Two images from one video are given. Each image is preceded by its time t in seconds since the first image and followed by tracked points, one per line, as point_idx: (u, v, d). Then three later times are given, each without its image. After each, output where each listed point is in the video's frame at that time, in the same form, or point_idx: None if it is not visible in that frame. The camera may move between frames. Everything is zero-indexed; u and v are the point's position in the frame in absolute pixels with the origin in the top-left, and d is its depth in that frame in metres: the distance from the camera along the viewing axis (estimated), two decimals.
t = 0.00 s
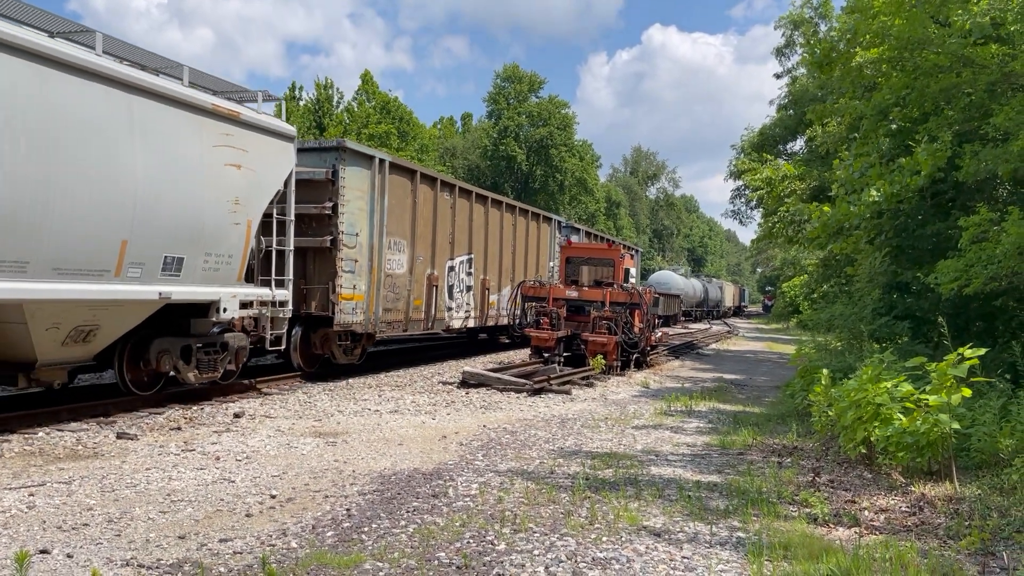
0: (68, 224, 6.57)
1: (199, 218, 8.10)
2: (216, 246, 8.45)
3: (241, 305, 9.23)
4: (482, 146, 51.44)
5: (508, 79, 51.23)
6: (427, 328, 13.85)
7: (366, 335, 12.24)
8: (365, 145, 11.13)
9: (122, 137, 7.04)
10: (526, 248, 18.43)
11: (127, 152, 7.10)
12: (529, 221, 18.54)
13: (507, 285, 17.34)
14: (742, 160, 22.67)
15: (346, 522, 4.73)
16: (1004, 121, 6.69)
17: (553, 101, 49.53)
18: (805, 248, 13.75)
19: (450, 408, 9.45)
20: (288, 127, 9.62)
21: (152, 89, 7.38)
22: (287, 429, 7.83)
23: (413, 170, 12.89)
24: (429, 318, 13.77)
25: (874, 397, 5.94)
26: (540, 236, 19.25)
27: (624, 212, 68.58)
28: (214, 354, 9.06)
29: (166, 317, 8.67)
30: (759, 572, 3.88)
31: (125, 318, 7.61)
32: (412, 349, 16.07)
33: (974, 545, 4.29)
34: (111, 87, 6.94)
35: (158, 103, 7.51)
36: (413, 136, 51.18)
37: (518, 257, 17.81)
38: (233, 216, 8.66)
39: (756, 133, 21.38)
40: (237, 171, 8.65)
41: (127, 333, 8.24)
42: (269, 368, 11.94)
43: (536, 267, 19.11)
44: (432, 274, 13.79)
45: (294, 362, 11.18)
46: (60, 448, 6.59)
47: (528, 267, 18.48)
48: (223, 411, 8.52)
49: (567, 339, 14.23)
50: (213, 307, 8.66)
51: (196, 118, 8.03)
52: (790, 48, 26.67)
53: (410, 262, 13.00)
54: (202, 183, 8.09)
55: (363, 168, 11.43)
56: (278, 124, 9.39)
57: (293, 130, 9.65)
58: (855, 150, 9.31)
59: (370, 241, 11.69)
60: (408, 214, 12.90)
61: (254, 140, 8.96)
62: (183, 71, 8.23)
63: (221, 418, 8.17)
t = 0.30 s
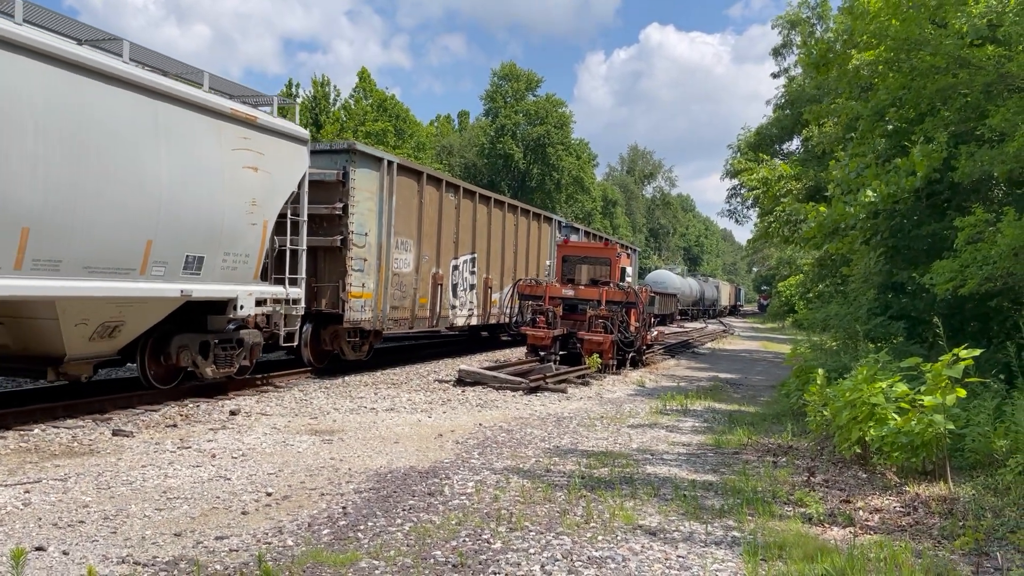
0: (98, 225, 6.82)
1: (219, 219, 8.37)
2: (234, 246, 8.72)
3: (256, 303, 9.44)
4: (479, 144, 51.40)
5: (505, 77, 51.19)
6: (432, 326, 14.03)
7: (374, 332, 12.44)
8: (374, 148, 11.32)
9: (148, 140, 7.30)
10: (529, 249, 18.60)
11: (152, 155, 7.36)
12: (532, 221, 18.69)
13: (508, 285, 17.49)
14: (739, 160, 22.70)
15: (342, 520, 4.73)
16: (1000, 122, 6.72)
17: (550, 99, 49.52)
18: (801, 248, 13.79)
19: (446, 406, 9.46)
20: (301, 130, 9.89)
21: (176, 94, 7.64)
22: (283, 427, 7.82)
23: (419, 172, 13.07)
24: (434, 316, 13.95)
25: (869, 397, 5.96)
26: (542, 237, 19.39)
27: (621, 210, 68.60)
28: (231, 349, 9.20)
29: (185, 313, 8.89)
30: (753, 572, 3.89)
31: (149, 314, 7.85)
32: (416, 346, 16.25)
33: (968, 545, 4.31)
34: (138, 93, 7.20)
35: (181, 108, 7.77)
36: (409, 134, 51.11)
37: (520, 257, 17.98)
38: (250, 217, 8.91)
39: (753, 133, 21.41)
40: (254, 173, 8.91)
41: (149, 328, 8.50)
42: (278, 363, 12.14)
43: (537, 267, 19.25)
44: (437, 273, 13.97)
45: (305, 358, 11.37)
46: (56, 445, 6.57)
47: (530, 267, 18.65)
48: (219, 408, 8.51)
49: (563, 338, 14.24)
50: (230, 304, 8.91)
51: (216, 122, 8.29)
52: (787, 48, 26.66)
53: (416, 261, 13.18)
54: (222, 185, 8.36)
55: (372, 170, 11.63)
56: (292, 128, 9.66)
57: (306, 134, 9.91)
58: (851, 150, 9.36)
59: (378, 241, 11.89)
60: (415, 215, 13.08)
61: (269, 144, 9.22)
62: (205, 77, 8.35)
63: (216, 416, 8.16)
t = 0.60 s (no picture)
0: (127, 228, 7.22)
1: (238, 221, 8.74)
2: (250, 247, 9.08)
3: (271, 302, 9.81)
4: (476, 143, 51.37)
5: (502, 77, 51.19)
6: (437, 327, 14.10)
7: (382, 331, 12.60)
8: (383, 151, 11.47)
9: (172, 147, 7.69)
10: (531, 251, 18.73)
11: (175, 160, 7.74)
12: (534, 223, 18.81)
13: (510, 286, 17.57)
14: (736, 161, 22.72)
15: (338, 521, 4.72)
16: (995, 125, 6.74)
17: (547, 100, 49.53)
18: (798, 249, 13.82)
19: (442, 407, 9.46)
20: (313, 135, 10.22)
21: (197, 103, 8.04)
22: (279, 427, 7.81)
23: (426, 174, 13.20)
24: (439, 317, 14.02)
25: (864, 398, 5.98)
26: (543, 238, 19.49)
27: (618, 210, 68.60)
28: (245, 348, 9.61)
29: (202, 312, 9.20)
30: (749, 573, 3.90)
31: (170, 313, 8.21)
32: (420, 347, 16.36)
33: (962, 547, 4.32)
34: (162, 101, 7.58)
35: (202, 116, 8.16)
36: (406, 133, 51.06)
37: (522, 258, 18.09)
38: (266, 219, 9.27)
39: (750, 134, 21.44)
40: (269, 176, 9.27)
41: (169, 328, 8.83)
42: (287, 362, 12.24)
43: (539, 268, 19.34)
44: (442, 274, 14.06)
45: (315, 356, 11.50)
46: (51, 445, 6.55)
47: (531, 269, 18.76)
48: (215, 408, 8.50)
49: (560, 338, 14.24)
50: (246, 304, 9.30)
51: (234, 128, 8.66)
52: (785, 49, 26.67)
53: (422, 262, 13.28)
54: (240, 188, 8.73)
55: (381, 174, 11.77)
56: (304, 133, 10.00)
57: (317, 138, 10.24)
58: (848, 152, 9.42)
59: (386, 243, 12.01)
60: (421, 217, 13.20)
61: (284, 148, 9.57)
62: (223, 85, 8.74)
63: (212, 416, 8.15)
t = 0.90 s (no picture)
0: (152, 231, 7.43)
1: (255, 224, 8.93)
2: (266, 250, 9.25)
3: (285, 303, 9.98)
4: (473, 144, 51.38)
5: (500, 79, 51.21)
6: (442, 328, 14.11)
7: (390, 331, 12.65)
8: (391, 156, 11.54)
9: (194, 153, 7.91)
10: (533, 253, 18.78)
11: (197, 167, 7.96)
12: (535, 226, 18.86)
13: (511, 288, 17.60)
14: (733, 162, 22.75)
15: (336, 522, 4.71)
16: (992, 127, 6.77)
17: (545, 101, 49.56)
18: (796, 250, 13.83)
19: (440, 408, 9.45)
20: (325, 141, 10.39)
21: (218, 111, 8.24)
22: (276, 428, 7.80)
23: (433, 178, 13.25)
24: (445, 318, 14.03)
25: (862, 400, 5.99)
26: (544, 241, 19.53)
27: (615, 211, 68.65)
28: (261, 347, 9.78)
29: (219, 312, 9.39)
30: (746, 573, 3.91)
31: (191, 314, 8.42)
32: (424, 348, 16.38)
33: (959, 548, 4.33)
34: (185, 109, 7.79)
35: (223, 123, 8.37)
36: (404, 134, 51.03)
37: (524, 261, 18.13)
38: (281, 223, 9.43)
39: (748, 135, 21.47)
40: (284, 182, 9.45)
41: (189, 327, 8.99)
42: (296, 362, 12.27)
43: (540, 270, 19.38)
44: (448, 276, 14.08)
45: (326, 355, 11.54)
46: (48, 446, 6.54)
47: (533, 272, 18.81)
48: (212, 409, 8.49)
49: (557, 339, 14.22)
50: (261, 305, 9.44)
51: (251, 135, 8.86)
52: (782, 50, 26.68)
53: (428, 264, 13.30)
54: (257, 193, 8.93)
55: (389, 178, 11.84)
56: (316, 139, 10.17)
57: (329, 144, 10.41)
58: (845, 153, 9.47)
59: (394, 246, 12.06)
60: (427, 220, 13.23)
61: (298, 154, 9.75)
62: (241, 94, 9.01)
63: (210, 417, 8.14)
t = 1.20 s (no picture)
0: (175, 237, 7.52)
1: (272, 231, 9.00)
2: (282, 255, 9.31)
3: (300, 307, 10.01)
4: (472, 147, 51.43)
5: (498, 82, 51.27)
6: (448, 331, 14.10)
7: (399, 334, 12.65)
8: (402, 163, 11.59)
9: (213, 162, 8.01)
10: (535, 257, 18.81)
11: (217, 175, 8.07)
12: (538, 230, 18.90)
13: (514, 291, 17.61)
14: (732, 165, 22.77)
15: (334, 525, 4.71)
16: (990, 130, 6.80)
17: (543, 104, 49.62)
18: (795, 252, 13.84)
19: (439, 411, 9.44)
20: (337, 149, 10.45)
21: (236, 120, 8.35)
22: (275, 431, 7.78)
23: (440, 183, 13.27)
24: (450, 321, 14.03)
25: (860, 402, 6.00)
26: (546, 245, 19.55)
27: (614, 214, 68.68)
28: (275, 349, 9.80)
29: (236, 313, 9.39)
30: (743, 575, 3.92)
31: (213, 317, 8.47)
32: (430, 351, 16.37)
33: (958, 550, 4.34)
34: (204, 118, 7.90)
35: (240, 132, 8.47)
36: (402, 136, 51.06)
37: (526, 264, 18.15)
38: (296, 228, 9.48)
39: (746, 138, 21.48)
40: (299, 189, 9.51)
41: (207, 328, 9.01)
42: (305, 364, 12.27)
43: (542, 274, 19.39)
44: (454, 280, 14.08)
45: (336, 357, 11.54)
46: (47, 449, 6.53)
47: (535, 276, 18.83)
48: (211, 413, 8.48)
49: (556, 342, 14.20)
50: (278, 308, 9.48)
51: (267, 144, 8.94)
52: (780, 53, 26.72)
53: (436, 268, 13.31)
54: (274, 200, 9.00)
55: (399, 184, 11.88)
56: (329, 147, 10.24)
57: (341, 151, 10.47)
58: (844, 156, 9.52)
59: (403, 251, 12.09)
60: (435, 224, 13.25)
61: (312, 162, 9.81)
62: (259, 104, 9.11)
63: (209, 420, 8.13)
